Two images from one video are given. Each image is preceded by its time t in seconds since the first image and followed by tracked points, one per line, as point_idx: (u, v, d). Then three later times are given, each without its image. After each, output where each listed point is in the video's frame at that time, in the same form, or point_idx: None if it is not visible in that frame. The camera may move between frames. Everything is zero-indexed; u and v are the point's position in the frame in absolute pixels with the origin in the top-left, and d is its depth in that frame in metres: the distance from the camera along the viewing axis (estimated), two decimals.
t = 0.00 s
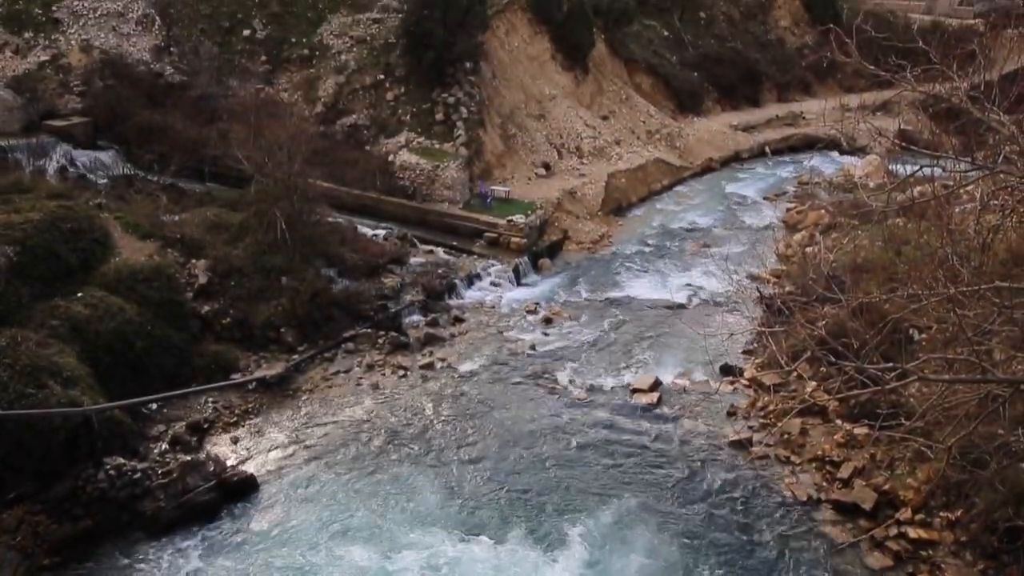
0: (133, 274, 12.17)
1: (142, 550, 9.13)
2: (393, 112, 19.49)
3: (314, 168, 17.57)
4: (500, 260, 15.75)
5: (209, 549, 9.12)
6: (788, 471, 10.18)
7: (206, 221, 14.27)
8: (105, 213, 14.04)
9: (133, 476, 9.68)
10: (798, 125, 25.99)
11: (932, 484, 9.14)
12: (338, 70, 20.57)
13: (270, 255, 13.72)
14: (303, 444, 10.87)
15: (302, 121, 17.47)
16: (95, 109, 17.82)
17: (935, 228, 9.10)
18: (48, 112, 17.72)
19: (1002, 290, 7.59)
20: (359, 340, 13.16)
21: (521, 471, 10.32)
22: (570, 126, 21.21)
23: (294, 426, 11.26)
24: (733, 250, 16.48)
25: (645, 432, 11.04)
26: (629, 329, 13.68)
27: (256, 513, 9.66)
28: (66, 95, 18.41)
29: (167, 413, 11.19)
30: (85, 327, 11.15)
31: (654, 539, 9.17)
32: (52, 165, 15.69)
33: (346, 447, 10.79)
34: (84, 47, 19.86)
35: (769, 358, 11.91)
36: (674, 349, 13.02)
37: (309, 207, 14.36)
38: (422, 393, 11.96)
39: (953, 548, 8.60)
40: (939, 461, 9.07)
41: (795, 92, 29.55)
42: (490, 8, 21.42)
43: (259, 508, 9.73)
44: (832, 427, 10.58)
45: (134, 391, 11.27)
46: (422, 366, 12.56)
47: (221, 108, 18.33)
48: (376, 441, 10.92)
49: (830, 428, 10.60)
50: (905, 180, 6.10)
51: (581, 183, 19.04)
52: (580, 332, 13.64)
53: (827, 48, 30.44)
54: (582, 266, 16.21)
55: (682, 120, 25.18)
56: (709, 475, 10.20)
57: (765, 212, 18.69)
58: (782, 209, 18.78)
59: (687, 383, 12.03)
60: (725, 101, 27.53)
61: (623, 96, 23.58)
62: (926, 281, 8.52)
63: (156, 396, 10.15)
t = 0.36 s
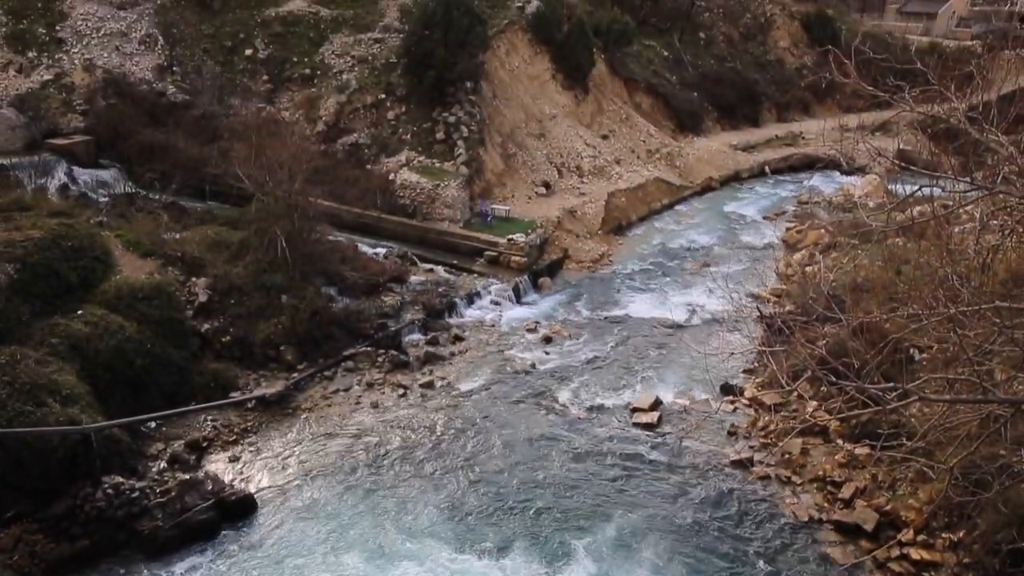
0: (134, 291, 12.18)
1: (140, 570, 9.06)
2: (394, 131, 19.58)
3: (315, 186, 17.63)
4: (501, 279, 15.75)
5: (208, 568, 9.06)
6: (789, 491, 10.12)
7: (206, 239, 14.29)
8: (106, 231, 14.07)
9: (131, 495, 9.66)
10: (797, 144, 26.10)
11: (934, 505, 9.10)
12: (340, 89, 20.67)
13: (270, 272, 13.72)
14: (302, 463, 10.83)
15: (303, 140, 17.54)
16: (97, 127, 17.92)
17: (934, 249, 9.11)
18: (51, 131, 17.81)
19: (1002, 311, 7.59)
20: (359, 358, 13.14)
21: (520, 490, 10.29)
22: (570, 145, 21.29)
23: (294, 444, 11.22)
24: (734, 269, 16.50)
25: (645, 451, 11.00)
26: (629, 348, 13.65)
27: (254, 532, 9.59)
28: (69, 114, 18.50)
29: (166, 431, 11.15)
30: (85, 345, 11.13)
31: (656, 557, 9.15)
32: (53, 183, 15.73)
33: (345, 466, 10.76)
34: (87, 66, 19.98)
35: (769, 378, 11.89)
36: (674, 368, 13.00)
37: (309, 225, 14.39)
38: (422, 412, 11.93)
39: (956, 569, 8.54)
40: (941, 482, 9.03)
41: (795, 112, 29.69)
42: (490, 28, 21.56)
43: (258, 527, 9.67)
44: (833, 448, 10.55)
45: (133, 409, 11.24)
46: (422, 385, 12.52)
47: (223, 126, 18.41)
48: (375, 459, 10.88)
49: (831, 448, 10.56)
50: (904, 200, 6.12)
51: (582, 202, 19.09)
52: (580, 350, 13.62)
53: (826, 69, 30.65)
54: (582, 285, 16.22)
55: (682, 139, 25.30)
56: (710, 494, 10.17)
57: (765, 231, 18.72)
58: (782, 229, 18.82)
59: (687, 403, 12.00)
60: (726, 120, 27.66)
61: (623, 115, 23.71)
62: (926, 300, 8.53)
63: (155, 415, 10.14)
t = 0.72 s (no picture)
0: (134, 307, 12.16)
1: None
2: (395, 148, 19.66)
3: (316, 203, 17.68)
4: (501, 296, 15.75)
5: None
6: (790, 510, 10.07)
7: (206, 256, 14.29)
8: (106, 247, 14.07)
9: (129, 513, 9.61)
10: (797, 163, 26.21)
11: (936, 524, 9.06)
12: (341, 107, 20.76)
13: (270, 290, 13.72)
14: (301, 480, 10.79)
15: (304, 157, 17.60)
16: (99, 144, 17.98)
17: (933, 267, 9.12)
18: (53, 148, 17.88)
19: (1002, 329, 7.59)
20: (358, 375, 13.11)
21: (520, 507, 10.26)
22: (570, 162, 21.37)
23: (292, 462, 11.16)
24: (734, 287, 16.52)
25: (646, 469, 10.95)
26: (629, 366, 13.63)
27: (252, 551, 9.53)
28: (71, 131, 18.55)
29: (163, 448, 11.10)
30: (84, 361, 11.08)
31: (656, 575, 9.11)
32: (54, 200, 15.76)
33: (344, 482, 10.74)
34: (89, 83, 20.04)
35: (769, 397, 11.87)
36: (674, 386, 12.97)
37: (310, 242, 14.41)
38: (422, 428, 11.91)
39: None
40: (943, 502, 8.99)
41: (794, 131, 29.84)
42: (491, 47, 21.68)
43: (256, 546, 9.61)
44: (834, 466, 10.52)
45: (131, 427, 11.18)
46: (422, 402, 12.49)
47: (224, 144, 18.47)
48: (375, 475, 10.86)
49: (831, 467, 10.52)
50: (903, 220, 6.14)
51: (582, 219, 19.12)
52: (580, 368, 13.60)
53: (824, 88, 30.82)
54: (582, 302, 16.22)
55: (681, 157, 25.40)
56: (711, 512, 10.13)
57: (765, 249, 18.75)
58: (782, 246, 18.84)
59: (688, 421, 11.97)
60: (725, 139, 27.79)
61: (623, 133, 23.82)
62: (924, 319, 8.54)
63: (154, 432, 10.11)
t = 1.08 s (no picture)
0: (133, 322, 12.16)
1: None
2: (396, 163, 19.72)
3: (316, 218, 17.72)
4: (501, 311, 15.74)
5: None
6: (790, 526, 10.02)
7: (207, 271, 14.31)
8: (106, 261, 14.10)
9: (126, 528, 9.54)
10: (796, 179, 26.27)
11: (937, 542, 9.00)
12: (342, 122, 20.83)
13: (270, 304, 13.73)
14: (300, 495, 10.75)
15: (304, 172, 17.64)
16: (100, 159, 18.06)
17: (932, 283, 9.13)
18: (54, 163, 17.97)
19: (1003, 346, 7.59)
20: (358, 391, 13.09)
21: (520, 520, 10.26)
22: (571, 178, 21.43)
23: (291, 477, 11.13)
24: (734, 303, 16.51)
25: (646, 486, 10.92)
26: (629, 381, 13.61)
27: (249, 567, 9.47)
28: (72, 146, 18.64)
29: (162, 463, 11.07)
30: (83, 376, 11.07)
31: None
32: (55, 214, 15.82)
33: (344, 496, 10.73)
34: (91, 98, 20.11)
35: (770, 413, 11.85)
36: (674, 402, 12.95)
37: (310, 257, 14.42)
38: (421, 443, 11.88)
39: None
40: (945, 519, 8.93)
41: (794, 147, 29.93)
42: (491, 63, 21.77)
43: (253, 562, 9.56)
44: (835, 483, 10.49)
45: (130, 442, 11.16)
46: (421, 418, 12.44)
47: (224, 159, 18.55)
48: (375, 490, 10.82)
49: (832, 484, 10.48)
50: (902, 236, 6.18)
51: (582, 235, 19.14)
52: (580, 384, 13.57)
53: (824, 105, 30.93)
54: (582, 318, 16.21)
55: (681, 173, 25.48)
56: (711, 528, 10.08)
57: (765, 265, 18.75)
58: (782, 262, 18.85)
59: (688, 437, 11.93)
60: (725, 155, 27.85)
61: (623, 149, 23.90)
62: (924, 335, 8.53)
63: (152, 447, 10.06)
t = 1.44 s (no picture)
0: (133, 335, 12.14)
1: None
2: (396, 177, 19.78)
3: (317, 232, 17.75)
4: (501, 325, 15.74)
5: None
6: (792, 541, 9.95)
7: (207, 285, 14.31)
8: (107, 275, 14.11)
9: (125, 543, 9.52)
10: (796, 193, 26.33)
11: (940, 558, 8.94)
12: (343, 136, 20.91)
13: (270, 318, 13.73)
14: (300, 509, 10.71)
15: (305, 186, 17.67)
16: (102, 173, 18.12)
17: (932, 297, 9.14)
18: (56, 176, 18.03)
19: (1004, 360, 7.58)
20: (357, 404, 13.06)
21: (521, 533, 10.23)
22: (571, 191, 21.48)
23: (291, 491, 11.08)
24: (735, 317, 16.51)
25: (647, 500, 10.87)
26: (630, 395, 13.59)
27: None
28: (74, 159, 18.71)
29: (162, 477, 11.04)
30: (83, 390, 11.03)
31: None
32: (57, 228, 15.85)
33: (344, 509, 10.70)
34: (93, 112, 20.05)
35: (770, 427, 11.82)
36: (674, 416, 12.92)
37: (310, 271, 14.43)
38: (421, 457, 11.85)
39: None
40: (947, 535, 8.86)
41: (794, 161, 30.00)
42: (491, 78, 21.86)
43: None
44: (837, 498, 10.45)
45: (129, 457, 11.12)
46: (421, 432, 12.41)
47: (226, 173, 18.60)
48: (375, 503, 10.80)
49: (834, 499, 10.44)
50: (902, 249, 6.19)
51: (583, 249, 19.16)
52: (580, 398, 13.53)
53: (824, 119, 31.03)
54: (582, 331, 16.20)
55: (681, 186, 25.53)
56: (713, 543, 10.03)
57: (765, 279, 18.76)
58: (782, 276, 18.85)
59: (689, 451, 11.89)
60: (725, 169, 27.93)
61: (623, 163, 23.97)
62: (924, 348, 8.53)
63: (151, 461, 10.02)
